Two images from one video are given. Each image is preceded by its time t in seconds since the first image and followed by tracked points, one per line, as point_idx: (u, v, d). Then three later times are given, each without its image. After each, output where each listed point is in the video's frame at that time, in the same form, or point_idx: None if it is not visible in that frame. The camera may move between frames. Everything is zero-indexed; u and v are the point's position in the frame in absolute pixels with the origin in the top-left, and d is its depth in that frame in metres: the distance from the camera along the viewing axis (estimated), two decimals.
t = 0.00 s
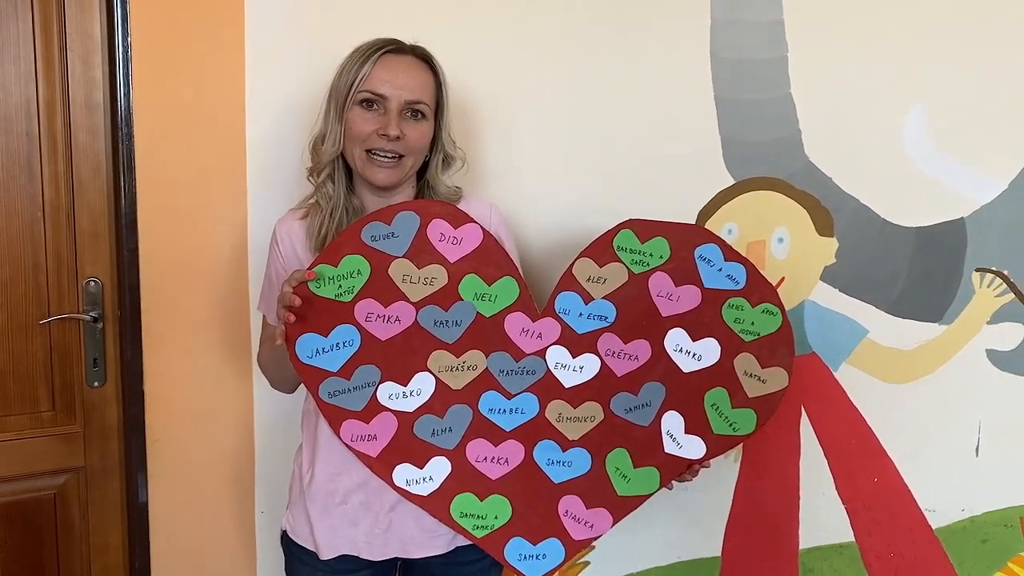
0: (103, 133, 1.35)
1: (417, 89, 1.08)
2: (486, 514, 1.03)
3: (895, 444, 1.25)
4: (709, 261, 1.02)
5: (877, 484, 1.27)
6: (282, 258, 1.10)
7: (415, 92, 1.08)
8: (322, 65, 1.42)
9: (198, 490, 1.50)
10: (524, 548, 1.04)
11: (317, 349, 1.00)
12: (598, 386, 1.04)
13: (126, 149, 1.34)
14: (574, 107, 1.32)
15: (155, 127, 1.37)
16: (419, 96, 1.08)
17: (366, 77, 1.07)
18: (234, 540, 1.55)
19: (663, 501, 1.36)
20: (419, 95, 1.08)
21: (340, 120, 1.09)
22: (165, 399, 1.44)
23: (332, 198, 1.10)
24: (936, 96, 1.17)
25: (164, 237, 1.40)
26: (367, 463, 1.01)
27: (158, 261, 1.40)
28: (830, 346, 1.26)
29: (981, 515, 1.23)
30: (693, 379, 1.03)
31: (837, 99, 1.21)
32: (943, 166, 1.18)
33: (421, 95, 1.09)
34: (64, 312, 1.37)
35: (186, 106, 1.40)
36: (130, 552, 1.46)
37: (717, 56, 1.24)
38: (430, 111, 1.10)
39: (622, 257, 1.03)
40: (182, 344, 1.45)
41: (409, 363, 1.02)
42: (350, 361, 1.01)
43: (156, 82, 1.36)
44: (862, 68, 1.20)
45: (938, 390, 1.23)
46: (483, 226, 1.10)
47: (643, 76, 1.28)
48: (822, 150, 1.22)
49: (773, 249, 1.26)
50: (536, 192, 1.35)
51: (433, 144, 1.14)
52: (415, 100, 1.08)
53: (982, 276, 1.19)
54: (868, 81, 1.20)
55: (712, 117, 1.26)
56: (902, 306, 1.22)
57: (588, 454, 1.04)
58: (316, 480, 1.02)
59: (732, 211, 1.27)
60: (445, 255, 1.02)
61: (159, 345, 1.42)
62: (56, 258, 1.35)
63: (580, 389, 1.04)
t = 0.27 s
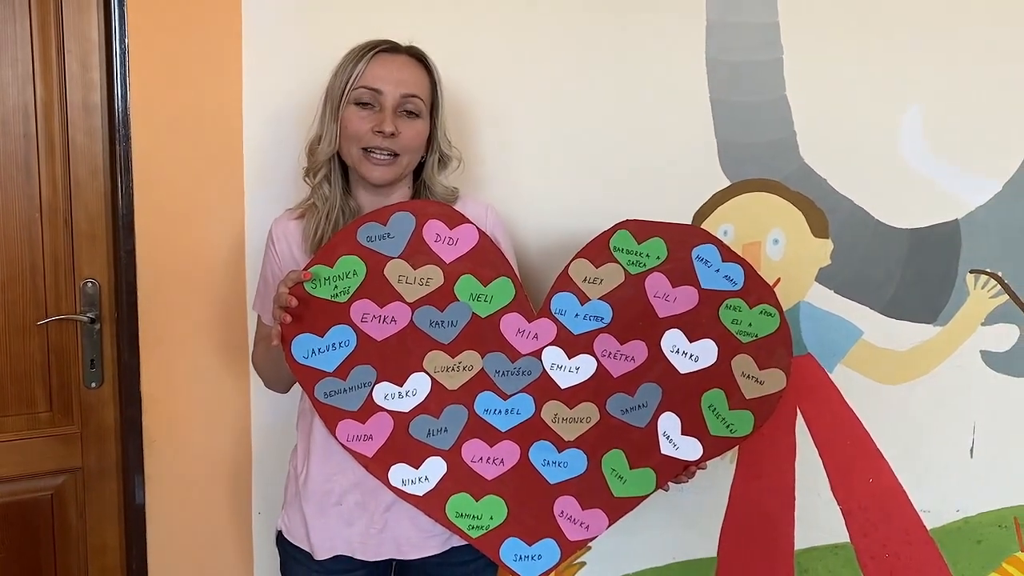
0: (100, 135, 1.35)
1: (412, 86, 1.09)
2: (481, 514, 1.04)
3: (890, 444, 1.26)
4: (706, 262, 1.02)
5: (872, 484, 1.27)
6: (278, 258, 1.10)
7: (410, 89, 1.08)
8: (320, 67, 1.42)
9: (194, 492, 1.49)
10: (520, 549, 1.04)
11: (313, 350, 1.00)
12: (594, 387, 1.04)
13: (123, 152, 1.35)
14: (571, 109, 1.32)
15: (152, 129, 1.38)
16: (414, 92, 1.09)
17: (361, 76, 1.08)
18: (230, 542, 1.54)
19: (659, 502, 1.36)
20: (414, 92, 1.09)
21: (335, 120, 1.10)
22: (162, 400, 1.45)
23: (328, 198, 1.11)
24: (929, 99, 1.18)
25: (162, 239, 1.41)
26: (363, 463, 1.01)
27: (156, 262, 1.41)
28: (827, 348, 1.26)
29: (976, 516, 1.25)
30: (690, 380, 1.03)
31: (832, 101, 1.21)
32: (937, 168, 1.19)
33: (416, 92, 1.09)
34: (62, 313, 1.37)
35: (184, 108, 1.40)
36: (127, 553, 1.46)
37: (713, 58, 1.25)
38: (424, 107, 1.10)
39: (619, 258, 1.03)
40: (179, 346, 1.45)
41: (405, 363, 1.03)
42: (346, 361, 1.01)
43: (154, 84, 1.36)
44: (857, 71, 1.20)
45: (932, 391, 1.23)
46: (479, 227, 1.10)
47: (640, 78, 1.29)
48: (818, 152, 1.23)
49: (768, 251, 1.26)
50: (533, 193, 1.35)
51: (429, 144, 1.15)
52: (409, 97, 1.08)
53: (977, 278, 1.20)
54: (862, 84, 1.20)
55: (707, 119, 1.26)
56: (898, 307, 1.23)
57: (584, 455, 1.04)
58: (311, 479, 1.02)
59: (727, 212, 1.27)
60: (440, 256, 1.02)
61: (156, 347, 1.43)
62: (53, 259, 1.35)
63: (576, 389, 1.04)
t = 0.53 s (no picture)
0: (98, 138, 1.36)
1: (405, 89, 1.09)
2: (475, 516, 1.04)
3: (883, 446, 1.26)
4: (699, 266, 1.02)
5: (865, 486, 1.28)
6: (274, 261, 1.11)
7: (403, 91, 1.09)
8: (316, 70, 1.43)
9: (192, 492, 1.51)
10: (513, 550, 1.05)
11: (308, 352, 1.01)
12: (587, 390, 1.05)
13: (120, 153, 1.35)
14: (566, 112, 1.33)
15: (150, 131, 1.38)
16: (407, 95, 1.09)
17: (354, 79, 1.08)
18: (227, 541, 1.56)
19: (652, 502, 1.37)
20: (407, 94, 1.09)
21: (330, 124, 1.10)
22: (159, 402, 1.45)
23: (324, 202, 1.11)
24: (923, 102, 1.19)
25: (159, 241, 1.41)
26: (358, 465, 1.02)
27: (153, 264, 1.41)
28: (820, 349, 1.27)
29: (969, 518, 1.24)
30: (682, 383, 1.04)
31: (826, 104, 1.22)
32: (930, 171, 1.19)
33: (409, 94, 1.09)
34: (60, 315, 1.38)
35: (181, 110, 1.41)
36: (124, 554, 1.46)
37: (707, 62, 1.25)
38: (418, 109, 1.11)
39: (612, 262, 1.04)
40: (176, 347, 1.46)
41: (400, 365, 1.03)
42: (341, 363, 1.02)
43: (152, 87, 1.37)
44: (850, 74, 1.21)
45: (925, 393, 1.24)
46: (473, 230, 1.10)
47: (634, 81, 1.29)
48: (812, 156, 1.23)
49: (762, 253, 1.27)
50: (528, 196, 1.36)
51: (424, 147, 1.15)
52: (403, 99, 1.09)
53: (969, 280, 1.20)
54: (856, 87, 1.21)
55: (702, 123, 1.27)
56: (890, 310, 1.23)
57: (577, 457, 1.05)
58: (306, 481, 1.03)
59: (722, 215, 1.28)
60: (435, 259, 1.03)
61: (153, 348, 1.43)
62: (51, 261, 1.36)
63: (570, 392, 1.05)
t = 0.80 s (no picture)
0: (95, 139, 1.37)
1: (398, 92, 1.10)
2: (467, 514, 1.05)
3: (875, 446, 1.27)
4: (688, 266, 1.03)
5: (858, 485, 1.28)
6: (267, 262, 1.12)
7: (396, 94, 1.10)
8: (312, 72, 1.44)
9: (188, 491, 1.51)
10: (505, 549, 1.06)
11: (300, 352, 1.02)
12: (578, 389, 1.06)
13: (116, 154, 1.36)
14: (560, 114, 1.34)
15: (148, 133, 1.39)
16: (400, 98, 1.10)
17: (347, 83, 1.09)
18: (222, 540, 1.57)
19: (644, 502, 1.38)
20: (400, 97, 1.10)
21: (323, 126, 1.11)
22: (155, 402, 1.45)
23: (316, 203, 1.12)
24: (914, 104, 1.19)
25: (156, 242, 1.42)
26: (350, 464, 1.03)
27: (150, 265, 1.42)
28: (813, 349, 1.27)
29: (960, 518, 1.25)
30: (672, 382, 1.05)
31: (817, 106, 1.23)
32: (921, 172, 1.20)
33: (402, 97, 1.10)
34: (57, 315, 1.38)
35: (178, 112, 1.42)
36: (121, 554, 1.47)
37: (699, 64, 1.26)
38: (411, 112, 1.12)
39: (603, 262, 1.04)
40: (172, 347, 1.47)
41: (392, 365, 1.04)
42: (334, 363, 1.03)
43: (148, 88, 1.38)
44: (842, 76, 1.21)
45: (917, 393, 1.24)
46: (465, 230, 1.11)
47: (628, 83, 1.30)
48: (803, 157, 1.24)
49: (755, 254, 1.28)
50: (521, 197, 1.37)
51: (416, 148, 1.16)
52: (395, 102, 1.10)
53: (961, 280, 1.20)
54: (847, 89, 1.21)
55: (694, 124, 1.27)
56: (882, 310, 1.24)
57: (568, 456, 1.06)
58: (299, 480, 1.03)
59: (715, 216, 1.28)
60: (427, 259, 1.04)
61: (150, 349, 1.44)
62: (48, 261, 1.37)
63: (561, 391, 1.06)
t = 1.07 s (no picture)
0: (95, 140, 1.38)
1: (393, 93, 1.11)
2: (460, 511, 1.06)
3: (868, 445, 1.27)
4: (679, 266, 1.04)
5: (851, 484, 1.29)
6: (263, 261, 1.13)
7: (391, 96, 1.11)
8: (310, 73, 1.45)
9: (187, 489, 1.53)
10: (497, 545, 1.07)
11: (295, 350, 1.03)
12: (570, 387, 1.07)
13: (116, 155, 1.37)
14: (555, 115, 1.35)
15: (147, 135, 1.40)
16: (395, 99, 1.11)
17: (343, 84, 1.10)
18: (220, 539, 1.58)
19: (638, 501, 1.39)
20: (395, 98, 1.11)
21: (319, 126, 1.12)
22: (154, 401, 1.47)
23: (312, 203, 1.13)
24: (905, 105, 1.20)
25: (156, 242, 1.44)
26: (345, 461, 1.04)
27: (149, 265, 1.43)
28: (806, 349, 1.28)
29: (952, 516, 1.26)
30: (662, 381, 1.06)
31: (810, 107, 1.24)
32: (913, 173, 1.21)
33: (397, 98, 1.11)
34: (57, 315, 1.40)
35: (176, 113, 1.43)
36: (120, 552, 1.48)
37: (693, 65, 1.27)
38: (406, 113, 1.13)
39: (595, 262, 1.05)
40: (171, 346, 1.48)
41: (386, 363, 1.05)
42: (328, 361, 1.04)
43: (146, 89, 1.39)
44: (834, 77, 1.22)
45: (909, 393, 1.25)
46: (459, 230, 1.12)
47: (622, 84, 1.31)
48: (796, 158, 1.25)
49: (748, 254, 1.29)
50: (516, 198, 1.38)
51: (411, 149, 1.17)
52: (391, 103, 1.11)
53: (953, 280, 1.21)
54: (840, 90, 1.22)
55: (688, 125, 1.28)
56: (874, 310, 1.25)
57: (560, 453, 1.07)
58: (293, 478, 1.05)
59: (708, 216, 1.29)
60: (421, 259, 1.05)
61: (149, 348, 1.45)
62: (48, 261, 1.38)
63: (553, 390, 1.07)
